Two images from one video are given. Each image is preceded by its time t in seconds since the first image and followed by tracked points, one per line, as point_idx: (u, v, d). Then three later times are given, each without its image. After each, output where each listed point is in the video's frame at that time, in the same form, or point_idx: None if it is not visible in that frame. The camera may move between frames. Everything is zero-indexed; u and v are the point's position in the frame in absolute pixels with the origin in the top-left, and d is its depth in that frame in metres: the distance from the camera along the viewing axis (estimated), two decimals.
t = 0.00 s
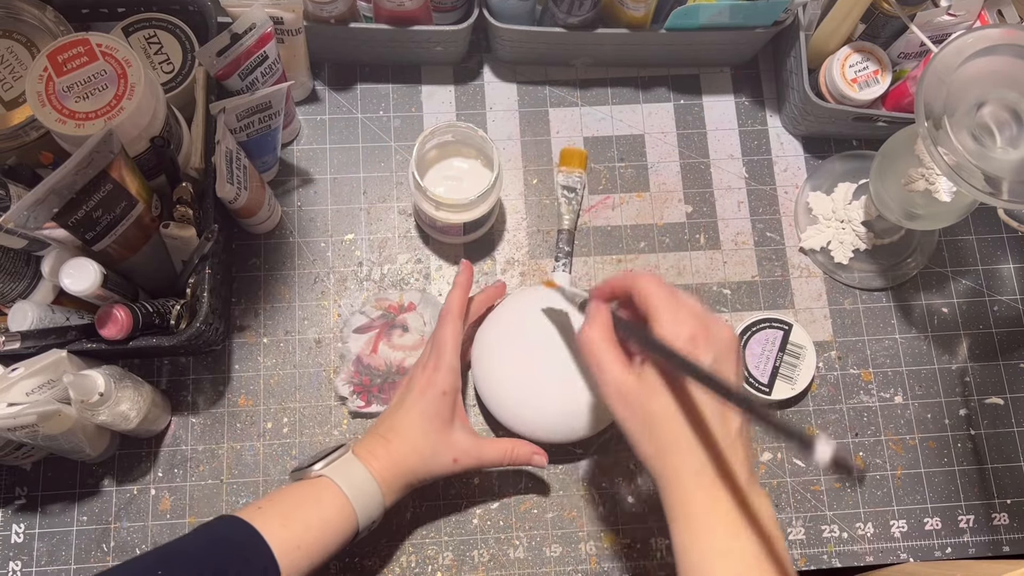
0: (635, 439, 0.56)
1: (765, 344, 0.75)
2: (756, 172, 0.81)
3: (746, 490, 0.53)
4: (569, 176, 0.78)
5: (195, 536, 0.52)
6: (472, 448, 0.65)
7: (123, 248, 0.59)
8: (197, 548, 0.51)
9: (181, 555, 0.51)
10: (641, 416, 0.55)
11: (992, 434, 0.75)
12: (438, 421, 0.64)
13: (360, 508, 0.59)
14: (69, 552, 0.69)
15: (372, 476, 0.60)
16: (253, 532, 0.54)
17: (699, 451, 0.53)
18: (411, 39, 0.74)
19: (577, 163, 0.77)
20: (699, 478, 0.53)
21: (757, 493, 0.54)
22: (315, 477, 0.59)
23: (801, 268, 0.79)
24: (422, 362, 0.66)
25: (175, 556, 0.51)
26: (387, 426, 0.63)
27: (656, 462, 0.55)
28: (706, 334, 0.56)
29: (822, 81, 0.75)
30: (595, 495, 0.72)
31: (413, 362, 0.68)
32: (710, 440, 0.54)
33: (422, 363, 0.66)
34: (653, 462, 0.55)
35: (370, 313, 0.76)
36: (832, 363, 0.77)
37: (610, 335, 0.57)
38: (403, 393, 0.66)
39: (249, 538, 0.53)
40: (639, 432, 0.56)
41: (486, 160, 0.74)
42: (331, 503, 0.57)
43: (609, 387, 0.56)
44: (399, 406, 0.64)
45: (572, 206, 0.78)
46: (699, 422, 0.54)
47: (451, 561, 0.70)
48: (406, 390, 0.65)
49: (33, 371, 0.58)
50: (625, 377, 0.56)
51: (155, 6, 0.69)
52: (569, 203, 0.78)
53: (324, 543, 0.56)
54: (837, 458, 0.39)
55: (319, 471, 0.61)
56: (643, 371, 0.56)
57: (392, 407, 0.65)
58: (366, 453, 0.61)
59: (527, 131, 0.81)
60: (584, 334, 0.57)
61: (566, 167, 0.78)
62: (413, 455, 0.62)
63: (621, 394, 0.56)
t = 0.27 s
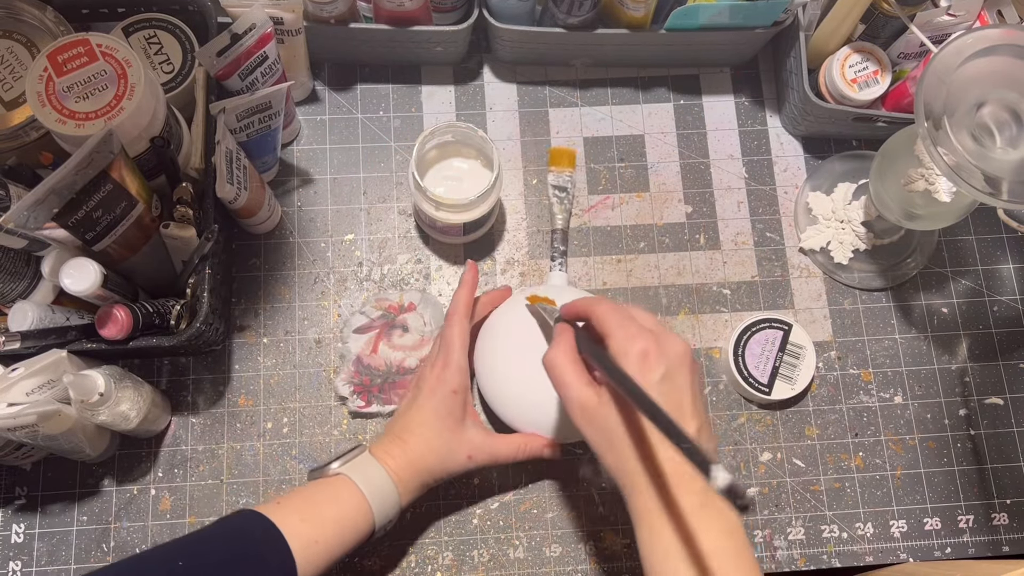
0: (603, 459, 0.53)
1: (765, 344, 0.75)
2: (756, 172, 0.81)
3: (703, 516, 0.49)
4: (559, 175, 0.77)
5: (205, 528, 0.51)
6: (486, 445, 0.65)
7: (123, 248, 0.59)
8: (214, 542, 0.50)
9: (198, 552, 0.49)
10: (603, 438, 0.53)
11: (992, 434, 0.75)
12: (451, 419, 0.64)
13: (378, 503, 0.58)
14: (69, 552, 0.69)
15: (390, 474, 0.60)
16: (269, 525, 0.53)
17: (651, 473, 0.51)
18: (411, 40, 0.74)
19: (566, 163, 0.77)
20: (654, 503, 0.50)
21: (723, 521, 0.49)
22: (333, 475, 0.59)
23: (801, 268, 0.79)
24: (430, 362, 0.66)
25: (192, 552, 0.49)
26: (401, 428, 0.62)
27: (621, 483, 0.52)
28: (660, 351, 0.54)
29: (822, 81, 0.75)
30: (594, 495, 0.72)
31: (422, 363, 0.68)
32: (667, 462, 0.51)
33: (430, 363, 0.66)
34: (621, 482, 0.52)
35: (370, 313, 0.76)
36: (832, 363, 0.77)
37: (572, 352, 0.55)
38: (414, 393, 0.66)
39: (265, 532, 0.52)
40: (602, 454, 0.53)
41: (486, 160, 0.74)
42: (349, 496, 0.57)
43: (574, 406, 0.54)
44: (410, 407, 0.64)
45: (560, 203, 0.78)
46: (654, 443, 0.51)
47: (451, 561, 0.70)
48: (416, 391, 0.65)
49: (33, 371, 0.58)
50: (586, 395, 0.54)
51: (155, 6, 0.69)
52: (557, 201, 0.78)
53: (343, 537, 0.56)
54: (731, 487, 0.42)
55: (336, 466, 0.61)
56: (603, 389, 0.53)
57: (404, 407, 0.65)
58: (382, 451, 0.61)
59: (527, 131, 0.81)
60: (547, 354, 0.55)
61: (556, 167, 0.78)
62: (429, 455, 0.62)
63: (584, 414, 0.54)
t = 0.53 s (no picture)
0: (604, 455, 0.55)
1: (765, 344, 0.75)
2: (756, 172, 0.81)
3: (717, 506, 0.50)
4: (556, 169, 0.78)
5: (220, 534, 0.53)
6: (495, 455, 0.67)
7: (123, 248, 0.59)
8: (231, 545, 0.52)
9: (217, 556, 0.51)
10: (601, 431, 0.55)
11: (992, 434, 0.75)
12: (459, 431, 0.66)
13: (387, 517, 0.61)
14: (69, 552, 0.69)
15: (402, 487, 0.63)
16: (283, 533, 0.55)
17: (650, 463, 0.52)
18: (411, 39, 0.74)
19: (561, 156, 0.78)
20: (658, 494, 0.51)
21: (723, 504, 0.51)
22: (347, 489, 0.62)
23: (801, 268, 0.79)
24: (435, 374, 0.68)
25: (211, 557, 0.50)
26: (412, 442, 0.65)
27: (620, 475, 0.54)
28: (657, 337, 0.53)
29: (822, 81, 0.75)
30: (594, 495, 0.72)
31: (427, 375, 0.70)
32: (664, 455, 0.52)
33: (435, 376, 0.68)
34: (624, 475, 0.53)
35: (370, 313, 0.76)
36: (832, 363, 0.77)
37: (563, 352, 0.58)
38: (421, 406, 0.68)
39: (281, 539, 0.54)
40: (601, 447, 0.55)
41: (486, 161, 0.74)
42: (360, 507, 0.60)
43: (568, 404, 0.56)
44: (419, 420, 0.67)
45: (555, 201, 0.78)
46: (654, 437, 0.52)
47: (451, 561, 0.70)
48: (423, 404, 0.68)
49: (33, 371, 0.58)
50: (580, 396, 0.55)
51: (155, 6, 0.69)
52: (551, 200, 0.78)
53: (351, 549, 0.57)
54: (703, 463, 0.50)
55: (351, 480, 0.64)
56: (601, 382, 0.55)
57: (413, 419, 0.68)
58: (394, 465, 0.64)
59: (527, 131, 0.81)
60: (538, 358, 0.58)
61: (551, 161, 0.78)
62: (440, 468, 0.65)
63: (581, 414, 0.56)
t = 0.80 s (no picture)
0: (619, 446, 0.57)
1: (765, 344, 0.75)
2: (756, 172, 0.81)
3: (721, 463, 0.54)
4: (559, 168, 0.77)
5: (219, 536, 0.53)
6: (496, 457, 0.67)
7: (123, 248, 0.59)
8: (231, 545, 0.52)
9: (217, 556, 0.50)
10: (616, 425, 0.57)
11: (992, 434, 0.75)
12: (460, 434, 0.67)
13: (388, 519, 0.61)
14: (69, 552, 0.69)
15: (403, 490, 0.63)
16: (282, 533, 0.55)
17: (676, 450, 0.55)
18: (411, 39, 0.74)
19: (564, 153, 0.77)
20: (677, 489, 0.53)
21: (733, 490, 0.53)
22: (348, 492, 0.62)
23: (801, 268, 0.79)
24: (436, 377, 0.68)
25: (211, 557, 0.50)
26: (413, 445, 0.66)
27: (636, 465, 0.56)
28: (676, 343, 0.56)
29: (822, 81, 0.75)
30: (594, 495, 0.72)
31: (429, 378, 0.70)
32: (676, 454, 0.54)
33: (436, 378, 0.68)
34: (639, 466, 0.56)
35: (370, 313, 0.76)
36: (832, 363, 0.77)
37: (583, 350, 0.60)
38: (423, 408, 0.68)
39: (282, 540, 0.54)
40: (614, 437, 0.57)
41: (486, 161, 0.74)
42: (361, 509, 0.60)
43: (585, 398, 0.58)
44: (420, 423, 0.67)
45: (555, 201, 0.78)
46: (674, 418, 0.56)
47: (451, 561, 0.70)
48: (424, 406, 0.68)
49: (34, 371, 0.58)
50: (597, 388, 0.58)
51: (155, 6, 0.69)
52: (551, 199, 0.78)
53: (353, 551, 0.57)
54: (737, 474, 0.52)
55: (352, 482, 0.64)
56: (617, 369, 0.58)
57: (414, 421, 0.68)
58: (396, 468, 0.64)
59: (527, 131, 0.81)
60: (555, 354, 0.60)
61: (554, 158, 0.77)
62: (441, 470, 0.65)
63: (597, 407, 0.58)
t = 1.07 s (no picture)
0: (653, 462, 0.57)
1: (765, 344, 0.75)
2: (756, 172, 0.81)
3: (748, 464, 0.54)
4: (552, 169, 0.78)
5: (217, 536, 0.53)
6: (494, 455, 0.67)
7: (123, 248, 0.59)
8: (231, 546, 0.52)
9: (216, 557, 0.50)
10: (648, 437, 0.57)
11: (992, 434, 0.75)
12: (458, 433, 0.67)
13: (387, 518, 0.61)
14: (69, 552, 0.69)
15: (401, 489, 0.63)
16: (278, 531, 0.55)
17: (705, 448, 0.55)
18: (411, 39, 0.74)
19: (557, 154, 0.78)
20: (710, 484, 0.53)
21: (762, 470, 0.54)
22: (346, 491, 0.62)
23: (801, 268, 0.79)
24: (433, 376, 0.68)
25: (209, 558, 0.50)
26: (411, 445, 0.66)
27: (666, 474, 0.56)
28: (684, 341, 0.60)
29: (822, 81, 0.75)
30: (594, 495, 0.72)
31: (426, 377, 0.70)
32: (713, 457, 0.54)
33: (432, 377, 0.68)
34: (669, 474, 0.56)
35: (370, 313, 0.76)
36: (832, 363, 0.77)
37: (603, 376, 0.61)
38: (420, 407, 0.68)
39: (280, 539, 0.54)
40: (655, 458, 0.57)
41: (486, 161, 0.74)
42: (359, 508, 0.60)
43: (608, 415, 0.59)
44: (418, 422, 0.67)
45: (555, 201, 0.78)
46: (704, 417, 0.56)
47: (451, 561, 0.70)
48: (421, 405, 0.68)
49: (34, 371, 0.58)
50: (619, 406, 0.59)
51: (155, 6, 0.69)
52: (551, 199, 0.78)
53: (352, 549, 0.57)
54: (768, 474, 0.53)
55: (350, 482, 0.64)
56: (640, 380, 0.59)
57: (412, 420, 0.68)
58: (394, 467, 0.64)
59: (527, 131, 0.81)
60: (577, 378, 0.62)
61: (546, 160, 0.78)
62: (439, 469, 0.65)
63: (622, 423, 0.59)
